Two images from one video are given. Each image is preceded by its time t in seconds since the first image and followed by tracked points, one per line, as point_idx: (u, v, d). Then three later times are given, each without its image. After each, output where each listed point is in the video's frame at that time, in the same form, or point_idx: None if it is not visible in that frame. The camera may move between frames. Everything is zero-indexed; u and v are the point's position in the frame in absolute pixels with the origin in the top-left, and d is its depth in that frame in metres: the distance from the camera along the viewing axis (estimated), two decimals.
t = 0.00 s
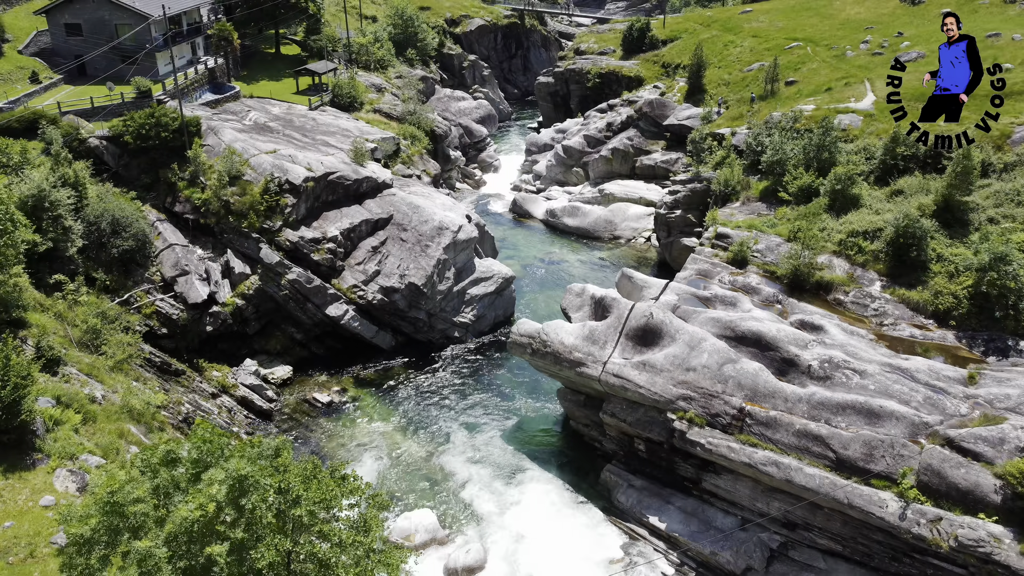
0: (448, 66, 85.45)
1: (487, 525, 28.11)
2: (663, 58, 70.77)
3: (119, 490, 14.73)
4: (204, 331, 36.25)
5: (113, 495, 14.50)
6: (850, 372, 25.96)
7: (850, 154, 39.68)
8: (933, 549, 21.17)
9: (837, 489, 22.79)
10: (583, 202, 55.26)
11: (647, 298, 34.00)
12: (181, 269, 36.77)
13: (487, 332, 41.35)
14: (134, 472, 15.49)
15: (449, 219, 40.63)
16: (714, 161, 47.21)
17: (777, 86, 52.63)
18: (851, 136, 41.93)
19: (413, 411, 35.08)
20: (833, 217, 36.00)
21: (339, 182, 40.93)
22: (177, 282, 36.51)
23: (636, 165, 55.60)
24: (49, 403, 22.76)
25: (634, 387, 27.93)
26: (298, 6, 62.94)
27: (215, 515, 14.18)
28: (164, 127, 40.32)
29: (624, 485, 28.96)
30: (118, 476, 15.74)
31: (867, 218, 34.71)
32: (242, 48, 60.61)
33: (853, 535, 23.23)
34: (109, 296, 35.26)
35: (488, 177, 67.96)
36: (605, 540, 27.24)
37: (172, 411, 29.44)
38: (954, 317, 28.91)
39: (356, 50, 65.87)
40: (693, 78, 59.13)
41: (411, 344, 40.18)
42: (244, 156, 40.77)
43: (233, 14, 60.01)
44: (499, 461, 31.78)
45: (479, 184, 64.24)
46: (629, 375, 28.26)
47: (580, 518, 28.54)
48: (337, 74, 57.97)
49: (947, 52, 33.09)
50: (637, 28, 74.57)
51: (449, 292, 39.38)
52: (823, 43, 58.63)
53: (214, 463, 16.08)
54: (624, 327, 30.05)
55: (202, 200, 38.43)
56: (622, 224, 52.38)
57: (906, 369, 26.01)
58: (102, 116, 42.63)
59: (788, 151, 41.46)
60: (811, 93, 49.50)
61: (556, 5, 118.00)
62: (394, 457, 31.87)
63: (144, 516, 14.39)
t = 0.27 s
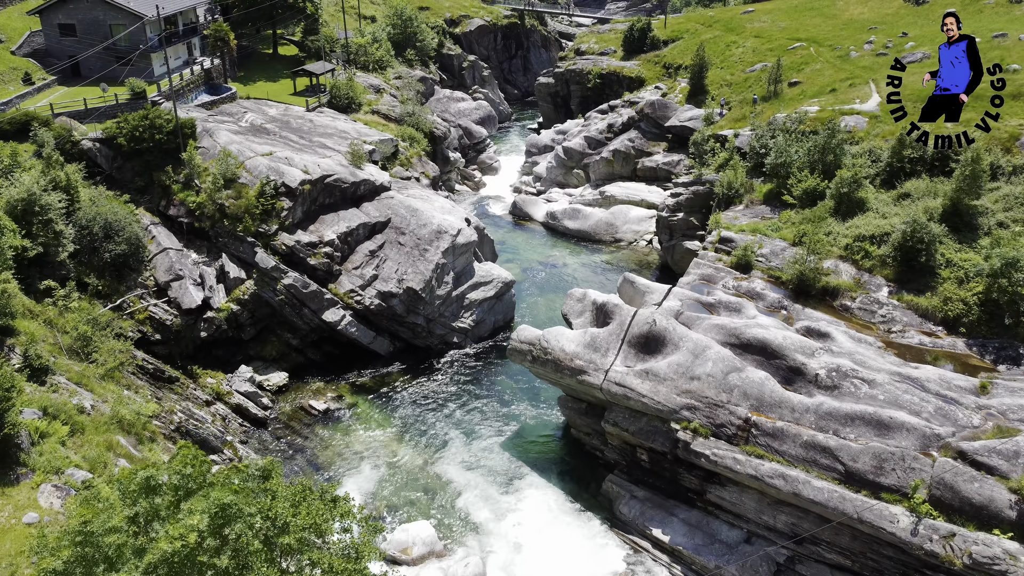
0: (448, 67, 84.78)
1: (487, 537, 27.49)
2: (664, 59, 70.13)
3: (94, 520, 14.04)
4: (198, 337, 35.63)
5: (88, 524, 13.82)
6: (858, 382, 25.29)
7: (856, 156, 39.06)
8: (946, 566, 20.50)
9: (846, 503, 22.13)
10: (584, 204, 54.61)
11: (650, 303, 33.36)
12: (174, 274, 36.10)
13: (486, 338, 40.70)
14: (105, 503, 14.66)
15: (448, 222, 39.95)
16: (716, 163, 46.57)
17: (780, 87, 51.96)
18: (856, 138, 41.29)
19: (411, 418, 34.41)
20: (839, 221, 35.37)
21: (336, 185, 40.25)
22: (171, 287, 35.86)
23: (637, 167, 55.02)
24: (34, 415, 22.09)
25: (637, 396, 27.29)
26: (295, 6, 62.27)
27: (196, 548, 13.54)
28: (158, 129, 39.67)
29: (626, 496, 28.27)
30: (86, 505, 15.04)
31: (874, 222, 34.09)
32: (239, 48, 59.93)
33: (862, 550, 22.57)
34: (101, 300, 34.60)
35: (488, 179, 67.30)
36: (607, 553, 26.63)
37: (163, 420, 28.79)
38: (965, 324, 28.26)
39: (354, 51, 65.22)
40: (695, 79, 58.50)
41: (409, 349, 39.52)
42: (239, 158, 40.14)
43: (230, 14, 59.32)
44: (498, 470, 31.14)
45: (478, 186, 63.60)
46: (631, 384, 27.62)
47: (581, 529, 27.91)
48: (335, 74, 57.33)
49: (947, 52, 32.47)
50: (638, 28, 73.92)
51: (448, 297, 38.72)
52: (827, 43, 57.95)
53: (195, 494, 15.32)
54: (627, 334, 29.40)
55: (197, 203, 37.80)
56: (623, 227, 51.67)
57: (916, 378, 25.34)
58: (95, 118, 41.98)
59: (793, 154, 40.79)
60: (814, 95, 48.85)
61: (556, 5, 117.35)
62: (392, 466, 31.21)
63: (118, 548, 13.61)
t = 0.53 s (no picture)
0: (447, 67, 84.09)
1: (485, 549, 26.79)
2: (665, 59, 69.45)
3: (63, 559, 13.83)
4: (191, 343, 34.95)
5: (55, 564, 13.60)
6: (868, 392, 24.59)
7: (862, 159, 38.36)
8: None
9: (857, 520, 21.42)
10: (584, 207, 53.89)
11: (652, 309, 32.65)
12: (167, 279, 35.39)
13: (486, 343, 39.95)
14: (77, 541, 14.53)
15: (447, 226, 39.25)
16: (719, 165, 45.86)
17: (783, 88, 51.29)
18: (862, 140, 40.58)
19: (408, 427, 33.69)
20: (845, 225, 34.68)
21: (333, 188, 39.55)
22: (163, 292, 35.19)
23: (638, 169, 54.37)
24: (17, 428, 21.38)
25: (639, 406, 26.58)
26: (292, 6, 61.56)
27: None
28: (151, 132, 38.99)
29: (629, 508, 27.53)
30: (58, 543, 15.01)
31: (881, 226, 33.41)
32: (235, 48, 59.20)
33: (873, 567, 21.84)
34: (92, 306, 33.93)
35: (487, 181, 66.58)
36: (608, 566, 25.91)
37: (154, 430, 28.10)
38: (976, 333, 27.58)
39: (352, 51, 64.53)
40: (697, 80, 57.81)
41: (407, 356, 38.81)
42: (234, 161, 39.45)
43: (226, 14, 58.57)
44: (498, 480, 30.43)
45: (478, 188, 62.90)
46: (634, 394, 26.92)
47: (582, 541, 27.19)
48: (332, 75, 56.62)
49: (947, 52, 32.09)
50: (639, 28, 73.22)
51: (446, 302, 37.99)
52: (830, 44, 57.27)
53: (172, 532, 15.27)
54: (629, 342, 28.69)
55: (191, 207, 37.14)
56: (624, 230, 50.96)
57: (928, 389, 24.64)
58: (87, 119, 41.28)
59: (797, 156, 40.09)
60: (819, 96, 48.14)
61: (556, 5, 116.81)
62: (388, 477, 30.52)
63: None
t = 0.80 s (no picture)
0: (446, 67, 83.32)
1: (484, 565, 26.03)
2: (667, 60, 68.69)
3: None
4: (184, 351, 34.19)
5: None
6: (879, 404, 23.81)
7: (868, 162, 37.61)
8: None
9: (869, 539, 20.66)
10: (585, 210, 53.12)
11: (655, 317, 31.89)
12: (159, 285, 34.62)
13: (485, 350, 39.14)
14: None
15: (445, 230, 38.46)
16: (723, 168, 45.10)
17: (787, 90, 50.53)
18: (868, 143, 39.81)
19: (406, 437, 32.94)
20: (852, 230, 33.94)
21: (329, 192, 38.80)
22: (155, 299, 34.43)
23: (640, 171, 53.61)
24: None
25: (643, 418, 25.83)
26: (289, 6, 60.75)
27: None
28: (144, 134, 38.24)
29: (632, 523, 26.73)
30: None
31: (889, 232, 32.66)
32: (231, 49, 58.39)
33: None
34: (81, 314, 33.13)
35: (487, 183, 65.80)
36: None
37: (143, 442, 27.07)
38: (988, 342, 26.84)
39: (350, 52, 63.75)
40: (699, 81, 57.05)
41: (405, 363, 38.05)
42: (228, 164, 38.69)
43: (222, 14, 57.72)
44: (497, 492, 29.65)
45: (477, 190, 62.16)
46: (637, 405, 26.17)
47: (583, 556, 26.40)
48: (329, 76, 55.82)
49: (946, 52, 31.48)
50: (640, 28, 72.46)
51: (445, 308, 37.22)
52: (834, 44, 56.50)
53: None
54: (631, 351, 27.91)
55: (184, 211, 36.39)
56: (625, 233, 50.20)
57: (941, 402, 23.86)
58: (79, 121, 40.51)
59: (802, 159, 39.31)
60: (823, 97, 47.38)
61: (556, 5, 116.00)
62: (385, 489, 29.77)
63: None
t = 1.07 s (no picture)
0: (445, 68, 82.48)
1: None
2: (668, 60, 67.84)
3: None
4: (176, 360, 33.39)
5: None
6: (891, 419, 22.98)
7: (875, 166, 36.79)
8: None
9: (882, 562, 19.85)
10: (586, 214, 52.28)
11: (658, 326, 31.07)
12: (150, 293, 33.83)
13: (484, 358, 38.30)
14: None
15: (443, 236, 37.61)
16: (726, 171, 44.24)
17: (791, 92, 49.70)
18: (875, 146, 38.97)
19: (402, 448, 32.12)
20: (860, 237, 33.13)
21: (324, 197, 37.99)
22: (146, 306, 33.63)
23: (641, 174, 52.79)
24: None
25: (646, 432, 25.00)
26: (286, 6, 59.89)
27: None
28: (135, 138, 37.44)
29: (635, 540, 25.82)
30: None
31: (898, 238, 31.84)
32: (227, 50, 57.53)
33: None
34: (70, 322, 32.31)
35: (486, 185, 64.98)
36: None
37: (131, 457, 26.14)
38: (1003, 354, 26.00)
39: (347, 53, 62.92)
40: (702, 83, 56.20)
41: (402, 371, 37.24)
42: (221, 168, 37.85)
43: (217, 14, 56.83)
44: (496, 507, 28.82)
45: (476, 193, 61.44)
46: (640, 419, 25.35)
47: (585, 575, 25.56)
48: (326, 77, 54.98)
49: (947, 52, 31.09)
50: (641, 29, 71.67)
51: (442, 315, 36.39)
52: (838, 45, 55.68)
53: None
54: (634, 363, 27.09)
55: (176, 217, 35.61)
56: (627, 237, 49.38)
57: (955, 417, 23.04)
58: (69, 124, 39.68)
59: (808, 163, 38.48)
60: (829, 100, 46.49)
61: (557, 5, 115.14)
62: (380, 502, 28.95)
63: None
